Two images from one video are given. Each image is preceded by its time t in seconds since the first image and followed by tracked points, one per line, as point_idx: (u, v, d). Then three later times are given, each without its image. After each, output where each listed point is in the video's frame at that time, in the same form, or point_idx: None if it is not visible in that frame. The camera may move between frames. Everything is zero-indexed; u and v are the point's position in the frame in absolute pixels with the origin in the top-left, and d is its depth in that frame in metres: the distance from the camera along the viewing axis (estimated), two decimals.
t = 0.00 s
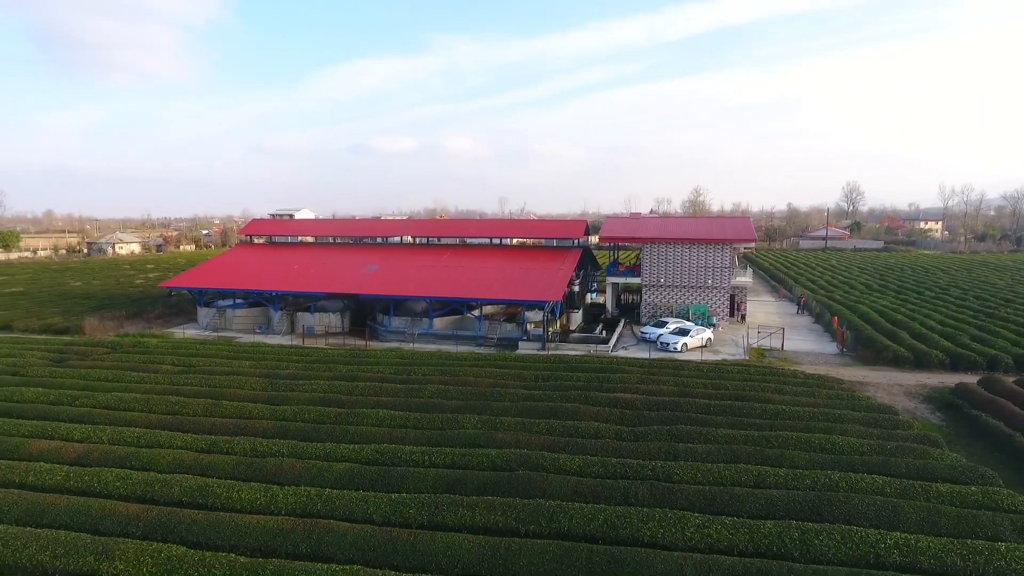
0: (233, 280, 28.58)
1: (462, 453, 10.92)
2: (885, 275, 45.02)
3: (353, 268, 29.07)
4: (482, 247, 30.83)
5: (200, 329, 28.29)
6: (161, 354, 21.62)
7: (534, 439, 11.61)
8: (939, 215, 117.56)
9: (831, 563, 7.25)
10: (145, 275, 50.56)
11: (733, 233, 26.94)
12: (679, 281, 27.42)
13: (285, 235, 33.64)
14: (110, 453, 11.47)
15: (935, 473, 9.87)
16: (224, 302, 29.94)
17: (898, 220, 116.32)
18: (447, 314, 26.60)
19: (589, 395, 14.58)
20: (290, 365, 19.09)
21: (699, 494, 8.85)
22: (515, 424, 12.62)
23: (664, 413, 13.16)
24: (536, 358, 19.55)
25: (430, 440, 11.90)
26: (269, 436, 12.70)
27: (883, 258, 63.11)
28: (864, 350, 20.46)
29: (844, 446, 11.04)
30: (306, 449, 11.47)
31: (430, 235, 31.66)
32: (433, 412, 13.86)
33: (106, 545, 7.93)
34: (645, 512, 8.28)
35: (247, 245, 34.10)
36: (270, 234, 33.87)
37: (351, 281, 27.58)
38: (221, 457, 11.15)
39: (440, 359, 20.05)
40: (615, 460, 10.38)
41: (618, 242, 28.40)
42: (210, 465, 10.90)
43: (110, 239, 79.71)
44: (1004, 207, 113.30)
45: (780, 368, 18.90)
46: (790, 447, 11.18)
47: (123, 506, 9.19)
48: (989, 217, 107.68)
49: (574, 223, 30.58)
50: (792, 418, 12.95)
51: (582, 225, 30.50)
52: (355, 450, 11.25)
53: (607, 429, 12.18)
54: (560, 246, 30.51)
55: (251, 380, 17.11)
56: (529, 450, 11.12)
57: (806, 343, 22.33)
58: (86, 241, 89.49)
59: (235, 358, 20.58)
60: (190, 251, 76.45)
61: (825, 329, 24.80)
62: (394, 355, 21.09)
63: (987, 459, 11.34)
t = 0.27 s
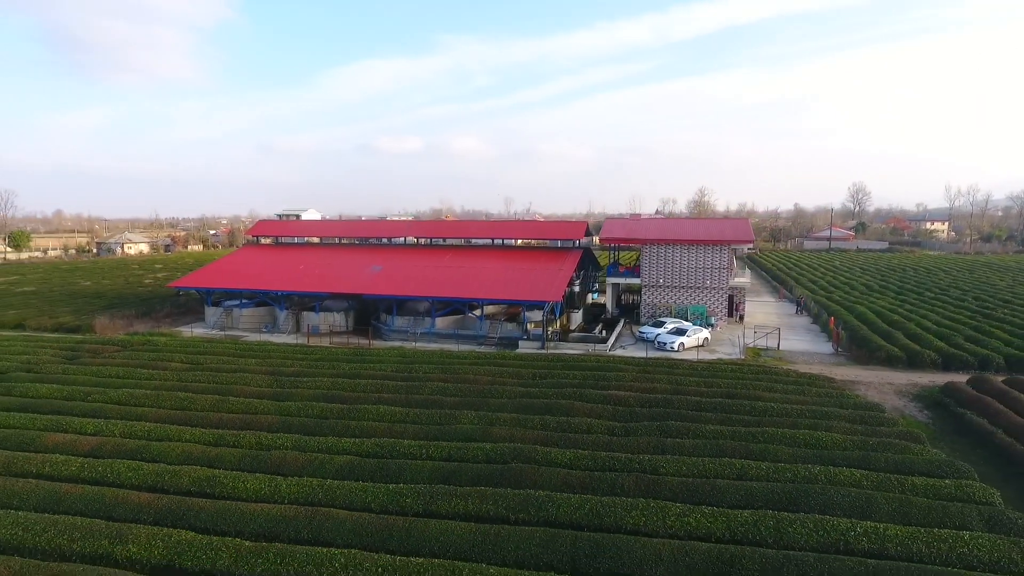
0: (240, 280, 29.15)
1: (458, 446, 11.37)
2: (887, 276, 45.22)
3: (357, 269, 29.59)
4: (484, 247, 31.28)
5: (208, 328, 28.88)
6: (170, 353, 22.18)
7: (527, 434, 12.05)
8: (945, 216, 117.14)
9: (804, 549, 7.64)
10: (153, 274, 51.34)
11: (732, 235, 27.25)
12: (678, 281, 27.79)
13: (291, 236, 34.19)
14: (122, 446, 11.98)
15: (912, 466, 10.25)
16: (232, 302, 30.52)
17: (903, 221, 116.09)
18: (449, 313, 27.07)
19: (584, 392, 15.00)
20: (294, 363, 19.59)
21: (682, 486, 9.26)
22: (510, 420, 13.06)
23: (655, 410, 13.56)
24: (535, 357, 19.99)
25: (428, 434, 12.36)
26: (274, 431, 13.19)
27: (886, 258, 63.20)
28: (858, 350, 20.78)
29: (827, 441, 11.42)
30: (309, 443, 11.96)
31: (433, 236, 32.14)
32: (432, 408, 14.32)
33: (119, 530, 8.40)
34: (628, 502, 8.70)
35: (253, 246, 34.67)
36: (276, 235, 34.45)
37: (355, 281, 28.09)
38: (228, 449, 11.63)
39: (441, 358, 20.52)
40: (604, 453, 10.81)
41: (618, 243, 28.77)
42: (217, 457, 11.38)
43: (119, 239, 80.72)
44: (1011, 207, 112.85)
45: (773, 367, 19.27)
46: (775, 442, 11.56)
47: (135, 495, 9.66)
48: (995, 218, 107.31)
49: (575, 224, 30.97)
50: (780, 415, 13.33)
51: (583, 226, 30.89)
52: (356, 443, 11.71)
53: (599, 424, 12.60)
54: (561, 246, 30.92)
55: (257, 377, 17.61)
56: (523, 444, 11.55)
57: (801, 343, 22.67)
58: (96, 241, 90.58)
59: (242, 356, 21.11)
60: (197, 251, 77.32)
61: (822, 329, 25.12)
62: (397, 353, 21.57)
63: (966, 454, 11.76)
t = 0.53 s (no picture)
0: (246, 280, 29.70)
1: (454, 441, 11.81)
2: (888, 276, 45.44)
3: (361, 269, 30.09)
4: (485, 248, 31.73)
5: (215, 328, 29.44)
6: (177, 351, 22.72)
7: (521, 429, 12.48)
8: (951, 216, 116.80)
9: (778, 537, 8.03)
10: (161, 274, 52.08)
11: (729, 236, 27.58)
12: (677, 282, 28.15)
13: (296, 237, 34.73)
14: (132, 439, 12.48)
15: (890, 462, 10.62)
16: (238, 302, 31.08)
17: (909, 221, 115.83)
18: (451, 313, 27.53)
19: (579, 390, 15.42)
20: (298, 362, 20.08)
21: (666, 478, 9.66)
22: (506, 416, 13.49)
23: (647, 407, 13.96)
24: (533, 356, 20.41)
25: (426, 430, 12.81)
26: (277, 426, 13.66)
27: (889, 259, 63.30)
28: (852, 350, 21.10)
29: (811, 437, 11.79)
30: (311, 437, 12.42)
31: (435, 237, 32.61)
32: (430, 405, 14.76)
33: (131, 517, 8.87)
34: (614, 493, 9.11)
35: (259, 247, 35.23)
36: (281, 236, 35.00)
37: (359, 281, 28.59)
38: (233, 443, 12.11)
39: (442, 357, 20.98)
40: (594, 448, 11.22)
41: (618, 244, 29.15)
42: (223, 450, 11.86)
43: (127, 240, 81.67)
44: (1017, 208, 112.42)
45: (767, 366, 19.63)
46: (761, 438, 11.95)
47: (146, 485, 10.14)
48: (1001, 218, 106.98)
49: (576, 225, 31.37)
50: (768, 413, 13.71)
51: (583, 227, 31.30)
52: (356, 438, 12.17)
53: (592, 421, 13.01)
54: (562, 247, 31.32)
55: (262, 375, 18.11)
56: (516, 439, 11.98)
57: (797, 343, 22.99)
58: (104, 241, 91.60)
59: (247, 354, 21.63)
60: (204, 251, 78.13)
61: (818, 329, 25.42)
62: (398, 352, 22.04)
63: (947, 450, 12.20)
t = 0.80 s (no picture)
0: (251, 280, 30.27)
1: (450, 436, 12.26)
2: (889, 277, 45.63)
3: (364, 270, 30.61)
4: (487, 249, 32.18)
5: (221, 327, 30.02)
6: (185, 350, 23.28)
7: (515, 425, 12.91)
8: (957, 216, 116.44)
9: (753, 526, 8.43)
10: (169, 274, 52.84)
11: (727, 237, 27.92)
12: (675, 283, 28.51)
13: (300, 238, 35.28)
14: (141, 433, 13.01)
15: (869, 457, 11.01)
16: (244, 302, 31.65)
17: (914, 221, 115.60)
18: (452, 313, 28.00)
19: (573, 388, 15.84)
20: (302, 360, 20.59)
21: (651, 471, 10.08)
22: (501, 412, 13.93)
23: (638, 404, 14.38)
24: (531, 355, 20.84)
25: (423, 425, 13.26)
26: (281, 421, 14.15)
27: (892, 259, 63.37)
28: (845, 350, 21.42)
29: (796, 434, 12.17)
30: (313, 432, 12.90)
31: (437, 238, 33.09)
32: (429, 402, 15.22)
33: (141, 506, 9.36)
34: (599, 485, 9.53)
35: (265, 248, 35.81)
36: (286, 237, 35.56)
37: (362, 282, 29.11)
38: (239, 438, 12.61)
39: (442, 356, 21.45)
40: (584, 443, 11.65)
41: (617, 245, 29.53)
42: (228, 444, 12.36)
43: (135, 240, 82.58)
44: None
45: (761, 365, 19.99)
46: (746, 434, 12.34)
47: (155, 476, 10.65)
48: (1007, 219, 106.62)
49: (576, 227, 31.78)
50: (756, 410, 14.09)
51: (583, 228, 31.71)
52: (356, 433, 12.64)
53: (584, 417, 13.43)
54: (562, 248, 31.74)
55: (266, 373, 18.61)
56: (510, 435, 12.41)
57: (792, 343, 23.32)
58: (113, 241, 92.62)
59: (252, 353, 22.15)
60: (211, 252, 78.97)
61: (814, 330, 25.73)
62: (400, 351, 22.53)
63: (928, 446, 12.58)
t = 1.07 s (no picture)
0: (257, 280, 30.85)
1: (446, 431, 12.73)
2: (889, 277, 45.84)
3: (368, 270, 31.14)
4: (488, 250, 32.65)
5: (227, 326, 30.59)
6: (192, 349, 23.84)
7: (510, 422, 13.35)
8: (962, 216, 116.14)
9: (731, 516, 8.85)
10: (177, 274, 53.65)
11: (724, 239, 28.28)
12: (673, 283, 28.89)
13: (305, 239, 35.85)
14: (151, 428, 13.54)
15: (849, 452, 11.40)
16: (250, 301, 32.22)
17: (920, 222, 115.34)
18: (453, 313, 28.49)
19: (569, 386, 16.28)
20: (305, 359, 21.08)
21: (637, 465, 10.50)
22: (497, 409, 14.40)
23: (631, 402, 14.80)
24: (529, 355, 21.28)
25: (421, 422, 13.73)
26: (284, 417, 14.66)
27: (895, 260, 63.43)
28: (839, 349, 21.74)
29: (781, 430, 12.57)
30: (315, 428, 13.40)
31: (440, 239, 33.60)
32: (428, 399, 15.69)
33: (151, 496, 9.87)
34: (586, 477, 9.98)
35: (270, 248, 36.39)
36: (291, 238, 36.12)
37: (365, 282, 29.62)
38: (245, 432, 13.14)
39: (442, 355, 21.92)
40: (575, 438, 12.09)
41: (616, 246, 29.94)
42: (234, 439, 12.87)
43: (143, 240, 83.48)
44: None
45: (755, 365, 20.35)
46: (733, 430, 12.75)
47: (164, 469, 11.17)
48: (1013, 219, 106.32)
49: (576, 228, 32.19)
50: (745, 407, 14.50)
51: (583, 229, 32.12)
52: (356, 428, 13.13)
53: (577, 414, 13.86)
54: (562, 249, 32.17)
55: (271, 371, 19.13)
56: (504, 430, 12.86)
57: (787, 343, 23.66)
58: (121, 241, 93.61)
59: (257, 352, 22.68)
60: (218, 252, 79.90)
61: (810, 330, 26.02)
62: (401, 350, 23.02)
63: (910, 443, 12.96)
